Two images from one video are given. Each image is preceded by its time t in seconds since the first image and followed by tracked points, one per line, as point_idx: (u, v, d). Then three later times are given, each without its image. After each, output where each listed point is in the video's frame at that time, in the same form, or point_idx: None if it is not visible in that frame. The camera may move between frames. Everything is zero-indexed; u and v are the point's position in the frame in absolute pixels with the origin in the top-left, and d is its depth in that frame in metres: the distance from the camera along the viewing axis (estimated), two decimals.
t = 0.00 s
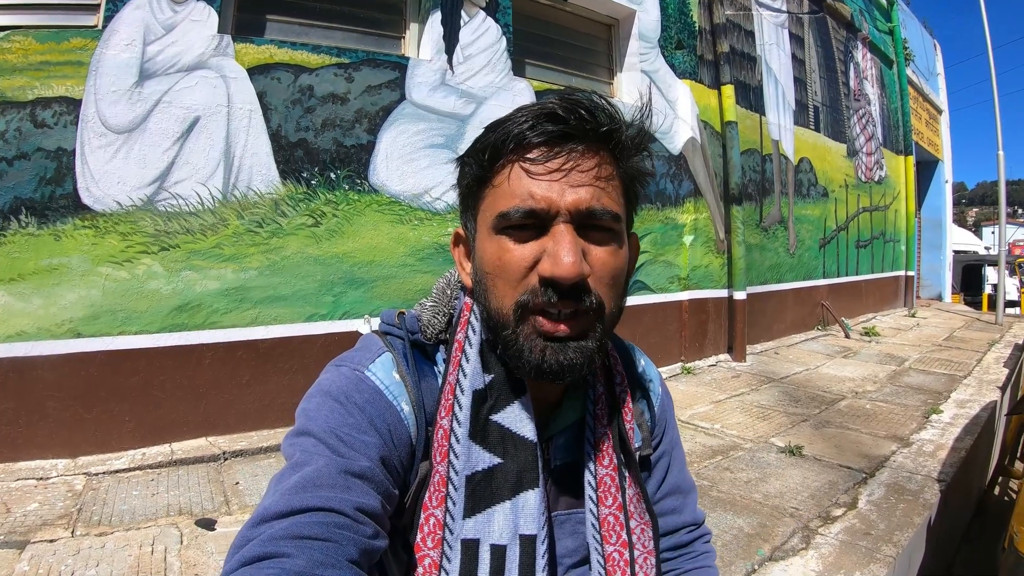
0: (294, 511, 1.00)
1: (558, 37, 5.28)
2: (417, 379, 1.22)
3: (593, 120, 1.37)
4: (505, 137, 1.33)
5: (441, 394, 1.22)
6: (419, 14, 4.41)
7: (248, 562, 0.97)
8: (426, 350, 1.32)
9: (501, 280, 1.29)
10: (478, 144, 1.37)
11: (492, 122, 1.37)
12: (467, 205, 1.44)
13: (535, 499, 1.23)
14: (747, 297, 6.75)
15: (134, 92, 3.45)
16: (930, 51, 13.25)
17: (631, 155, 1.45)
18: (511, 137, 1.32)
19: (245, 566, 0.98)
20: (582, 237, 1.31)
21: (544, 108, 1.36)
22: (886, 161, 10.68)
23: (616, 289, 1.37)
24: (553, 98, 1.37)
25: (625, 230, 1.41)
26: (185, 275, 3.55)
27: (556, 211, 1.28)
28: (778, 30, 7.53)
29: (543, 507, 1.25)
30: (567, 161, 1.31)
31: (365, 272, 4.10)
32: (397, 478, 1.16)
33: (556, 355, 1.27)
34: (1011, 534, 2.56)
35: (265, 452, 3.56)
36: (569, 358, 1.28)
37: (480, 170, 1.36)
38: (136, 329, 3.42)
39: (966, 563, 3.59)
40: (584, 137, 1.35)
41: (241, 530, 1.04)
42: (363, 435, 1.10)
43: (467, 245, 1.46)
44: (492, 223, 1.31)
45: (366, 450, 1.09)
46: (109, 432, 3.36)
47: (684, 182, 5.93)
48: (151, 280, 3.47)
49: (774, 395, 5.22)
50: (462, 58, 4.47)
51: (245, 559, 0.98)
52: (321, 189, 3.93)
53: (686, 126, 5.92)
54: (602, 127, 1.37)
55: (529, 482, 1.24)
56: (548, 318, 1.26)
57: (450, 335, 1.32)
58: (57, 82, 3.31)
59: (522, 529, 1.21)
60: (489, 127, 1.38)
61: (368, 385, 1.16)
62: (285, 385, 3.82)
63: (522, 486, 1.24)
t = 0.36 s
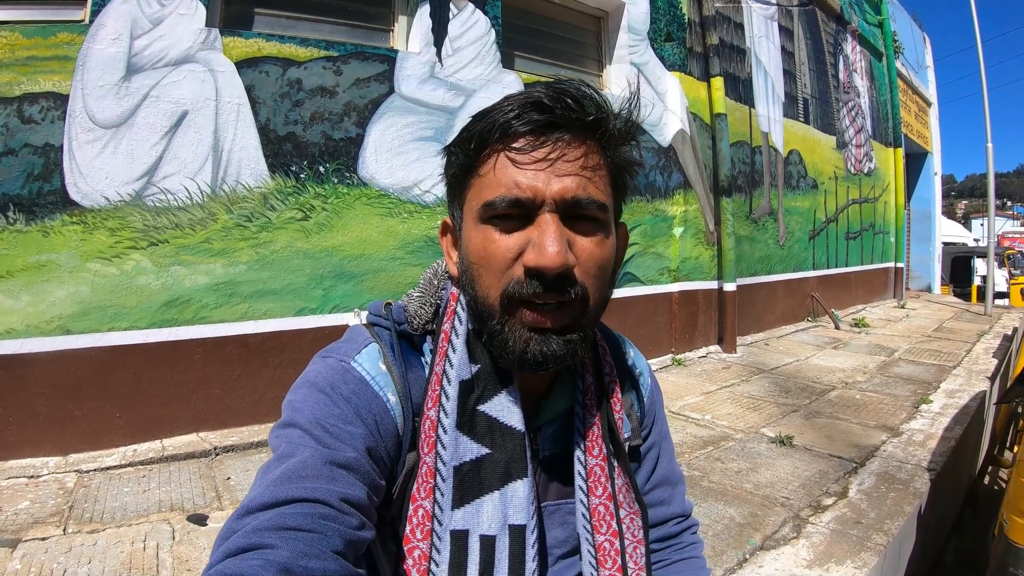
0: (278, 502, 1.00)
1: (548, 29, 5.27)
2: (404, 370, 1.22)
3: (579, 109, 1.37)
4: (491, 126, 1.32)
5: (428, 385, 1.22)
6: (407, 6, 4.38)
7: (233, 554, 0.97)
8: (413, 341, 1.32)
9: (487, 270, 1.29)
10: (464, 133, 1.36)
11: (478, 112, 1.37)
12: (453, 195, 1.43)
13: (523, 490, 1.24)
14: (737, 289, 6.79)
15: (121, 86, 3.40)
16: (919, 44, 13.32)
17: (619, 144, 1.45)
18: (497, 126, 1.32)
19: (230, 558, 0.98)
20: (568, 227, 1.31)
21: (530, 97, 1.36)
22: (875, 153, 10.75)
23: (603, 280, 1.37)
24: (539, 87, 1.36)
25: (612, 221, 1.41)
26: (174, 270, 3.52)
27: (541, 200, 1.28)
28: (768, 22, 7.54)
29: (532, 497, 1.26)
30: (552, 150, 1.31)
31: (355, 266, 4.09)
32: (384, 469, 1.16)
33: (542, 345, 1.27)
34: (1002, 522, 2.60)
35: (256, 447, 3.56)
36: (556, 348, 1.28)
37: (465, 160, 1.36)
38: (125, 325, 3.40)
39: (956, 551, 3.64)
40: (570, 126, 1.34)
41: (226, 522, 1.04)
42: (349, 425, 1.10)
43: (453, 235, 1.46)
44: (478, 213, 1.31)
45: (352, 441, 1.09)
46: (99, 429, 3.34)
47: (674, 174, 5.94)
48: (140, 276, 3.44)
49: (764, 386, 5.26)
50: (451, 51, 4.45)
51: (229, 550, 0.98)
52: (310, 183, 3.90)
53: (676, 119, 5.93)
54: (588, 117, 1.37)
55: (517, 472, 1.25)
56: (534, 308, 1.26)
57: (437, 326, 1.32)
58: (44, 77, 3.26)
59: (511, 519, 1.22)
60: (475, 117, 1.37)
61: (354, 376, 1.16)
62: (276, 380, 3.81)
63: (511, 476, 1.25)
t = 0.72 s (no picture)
0: (282, 503, 1.01)
1: (537, 21, 5.25)
2: (405, 369, 1.22)
3: (566, 107, 1.37)
4: (480, 131, 1.32)
5: (430, 384, 1.23)
6: None
7: (237, 556, 0.97)
8: (413, 340, 1.32)
9: (487, 273, 1.29)
10: (454, 139, 1.36)
11: (465, 118, 1.36)
12: (447, 201, 1.43)
13: (525, 488, 1.25)
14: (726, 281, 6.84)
15: (108, 82, 3.36)
16: (906, 35, 13.39)
17: (608, 137, 1.45)
18: (486, 130, 1.32)
19: (234, 560, 0.98)
20: (565, 223, 1.32)
21: (516, 99, 1.36)
22: (863, 145, 10.83)
23: (603, 270, 1.39)
24: (524, 89, 1.36)
25: (606, 212, 1.42)
26: (163, 267, 3.49)
27: (537, 200, 1.28)
28: (756, 14, 7.55)
29: (533, 495, 1.28)
30: (543, 149, 1.31)
31: (345, 261, 4.08)
32: (386, 469, 1.17)
33: (545, 341, 1.28)
34: (991, 512, 2.66)
35: (249, 443, 3.55)
36: (558, 343, 1.30)
37: (457, 166, 1.36)
38: (115, 323, 3.37)
39: (944, 540, 3.72)
40: (559, 124, 1.34)
41: (229, 523, 1.04)
42: (351, 426, 1.11)
43: (451, 240, 1.46)
44: (475, 217, 1.31)
45: (355, 442, 1.09)
46: (90, 429, 3.31)
47: (662, 166, 5.96)
48: (129, 273, 3.41)
49: (753, 377, 5.32)
50: (439, 44, 4.42)
51: (234, 552, 0.98)
52: (299, 177, 3.87)
53: (665, 112, 5.94)
54: (575, 113, 1.37)
55: (519, 469, 1.27)
56: (537, 305, 1.28)
57: (438, 325, 1.33)
58: (30, 74, 3.21)
59: (513, 516, 1.24)
60: (463, 122, 1.37)
61: (356, 377, 1.16)
62: (267, 376, 3.79)
63: (513, 474, 1.26)
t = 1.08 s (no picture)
0: (290, 501, 1.01)
1: (533, 21, 5.25)
2: (408, 369, 1.24)
3: (567, 110, 1.38)
4: (483, 133, 1.33)
5: (433, 383, 1.24)
6: None
7: (246, 554, 0.98)
8: (416, 340, 1.33)
9: (489, 273, 1.30)
10: (457, 140, 1.37)
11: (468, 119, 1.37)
12: (450, 203, 1.44)
13: (527, 486, 1.26)
14: (721, 281, 6.86)
15: (105, 80, 3.35)
16: (902, 36, 13.44)
17: (608, 140, 1.47)
18: (489, 132, 1.33)
19: (243, 558, 0.98)
20: (565, 224, 1.33)
21: (519, 102, 1.37)
22: (858, 146, 10.88)
23: (603, 272, 1.39)
24: (526, 92, 1.37)
25: (606, 214, 1.43)
26: (160, 266, 3.49)
27: (539, 201, 1.29)
28: (752, 15, 7.57)
29: (534, 493, 1.29)
30: (544, 151, 1.32)
31: (341, 260, 4.08)
32: (390, 468, 1.18)
33: (547, 341, 1.29)
34: (984, 511, 2.69)
35: (245, 442, 3.55)
36: (559, 342, 1.31)
37: (460, 167, 1.37)
38: (112, 322, 3.36)
39: (937, 539, 3.75)
40: (560, 127, 1.35)
41: (237, 522, 1.04)
42: (357, 425, 1.12)
43: (453, 241, 1.47)
44: (477, 218, 1.32)
45: (360, 440, 1.10)
46: (87, 427, 3.31)
47: (659, 166, 5.98)
48: (126, 272, 3.40)
49: (749, 376, 5.34)
50: (437, 43, 4.42)
51: (242, 550, 0.98)
52: (296, 176, 3.87)
53: (662, 112, 5.96)
54: (576, 116, 1.38)
55: (521, 467, 1.27)
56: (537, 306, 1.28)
57: (441, 325, 1.34)
58: (26, 71, 3.20)
59: (515, 514, 1.24)
60: (466, 124, 1.38)
61: (361, 376, 1.17)
62: (263, 375, 3.80)
63: (515, 472, 1.27)
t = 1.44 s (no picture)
0: (287, 499, 1.00)
1: (539, 23, 5.24)
2: (408, 368, 1.22)
3: (579, 116, 1.36)
4: (493, 137, 1.30)
5: (432, 383, 1.22)
6: None
7: (242, 551, 0.97)
8: (416, 340, 1.31)
9: (497, 281, 1.28)
10: (464, 142, 1.33)
11: (476, 120, 1.33)
12: (454, 204, 1.41)
13: (528, 486, 1.24)
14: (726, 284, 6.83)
15: (110, 78, 3.34)
16: (908, 40, 13.41)
17: (616, 145, 1.45)
18: (499, 136, 1.29)
19: (240, 555, 0.97)
20: (575, 233, 1.31)
21: (530, 106, 1.33)
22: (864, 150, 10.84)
23: (608, 280, 1.39)
24: (538, 95, 1.33)
25: (613, 221, 1.43)
26: (164, 265, 3.48)
27: (549, 210, 1.27)
28: (758, 18, 7.56)
29: (536, 494, 1.26)
30: (556, 159, 1.30)
31: (346, 260, 4.06)
32: (389, 467, 1.16)
33: (555, 351, 1.28)
34: (991, 517, 2.65)
35: (248, 443, 3.53)
36: (568, 353, 1.29)
37: (467, 170, 1.33)
38: (115, 320, 3.35)
39: (943, 545, 3.71)
40: (572, 134, 1.33)
41: (234, 519, 1.03)
42: (356, 424, 1.10)
43: (454, 242, 1.44)
44: (484, 224, 1.30)
45: (359, 439, 1.08)
46: (89, 426, 3.30)
47: (664, 169, 5.96)
48: (129, 271, 3.39)
49: (753, 381, 5.31)
50: (443, 44, 4.41)
51: (239, 547, 0.97)
52: (301, 176, 3.86)
53: (668, 114, 5.94)
54: (588, 123, 1.35)
55: (521, 468, 1.25)
56: (547, 317, 1.26)
57: (441, 325, 1.32)
58: (31, 69, 3.20)
59: (516, 516, 1.22)
60: (474, 125, 1.34)
61: (360, 374, 1.16)
62: (266, 375, 3.78)
63: (515, 473, 1.24)
